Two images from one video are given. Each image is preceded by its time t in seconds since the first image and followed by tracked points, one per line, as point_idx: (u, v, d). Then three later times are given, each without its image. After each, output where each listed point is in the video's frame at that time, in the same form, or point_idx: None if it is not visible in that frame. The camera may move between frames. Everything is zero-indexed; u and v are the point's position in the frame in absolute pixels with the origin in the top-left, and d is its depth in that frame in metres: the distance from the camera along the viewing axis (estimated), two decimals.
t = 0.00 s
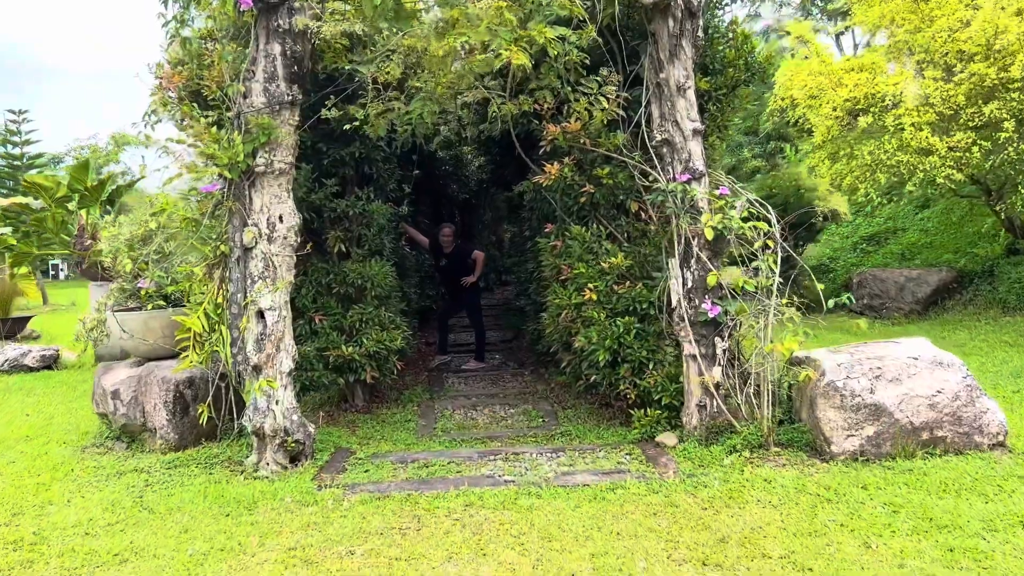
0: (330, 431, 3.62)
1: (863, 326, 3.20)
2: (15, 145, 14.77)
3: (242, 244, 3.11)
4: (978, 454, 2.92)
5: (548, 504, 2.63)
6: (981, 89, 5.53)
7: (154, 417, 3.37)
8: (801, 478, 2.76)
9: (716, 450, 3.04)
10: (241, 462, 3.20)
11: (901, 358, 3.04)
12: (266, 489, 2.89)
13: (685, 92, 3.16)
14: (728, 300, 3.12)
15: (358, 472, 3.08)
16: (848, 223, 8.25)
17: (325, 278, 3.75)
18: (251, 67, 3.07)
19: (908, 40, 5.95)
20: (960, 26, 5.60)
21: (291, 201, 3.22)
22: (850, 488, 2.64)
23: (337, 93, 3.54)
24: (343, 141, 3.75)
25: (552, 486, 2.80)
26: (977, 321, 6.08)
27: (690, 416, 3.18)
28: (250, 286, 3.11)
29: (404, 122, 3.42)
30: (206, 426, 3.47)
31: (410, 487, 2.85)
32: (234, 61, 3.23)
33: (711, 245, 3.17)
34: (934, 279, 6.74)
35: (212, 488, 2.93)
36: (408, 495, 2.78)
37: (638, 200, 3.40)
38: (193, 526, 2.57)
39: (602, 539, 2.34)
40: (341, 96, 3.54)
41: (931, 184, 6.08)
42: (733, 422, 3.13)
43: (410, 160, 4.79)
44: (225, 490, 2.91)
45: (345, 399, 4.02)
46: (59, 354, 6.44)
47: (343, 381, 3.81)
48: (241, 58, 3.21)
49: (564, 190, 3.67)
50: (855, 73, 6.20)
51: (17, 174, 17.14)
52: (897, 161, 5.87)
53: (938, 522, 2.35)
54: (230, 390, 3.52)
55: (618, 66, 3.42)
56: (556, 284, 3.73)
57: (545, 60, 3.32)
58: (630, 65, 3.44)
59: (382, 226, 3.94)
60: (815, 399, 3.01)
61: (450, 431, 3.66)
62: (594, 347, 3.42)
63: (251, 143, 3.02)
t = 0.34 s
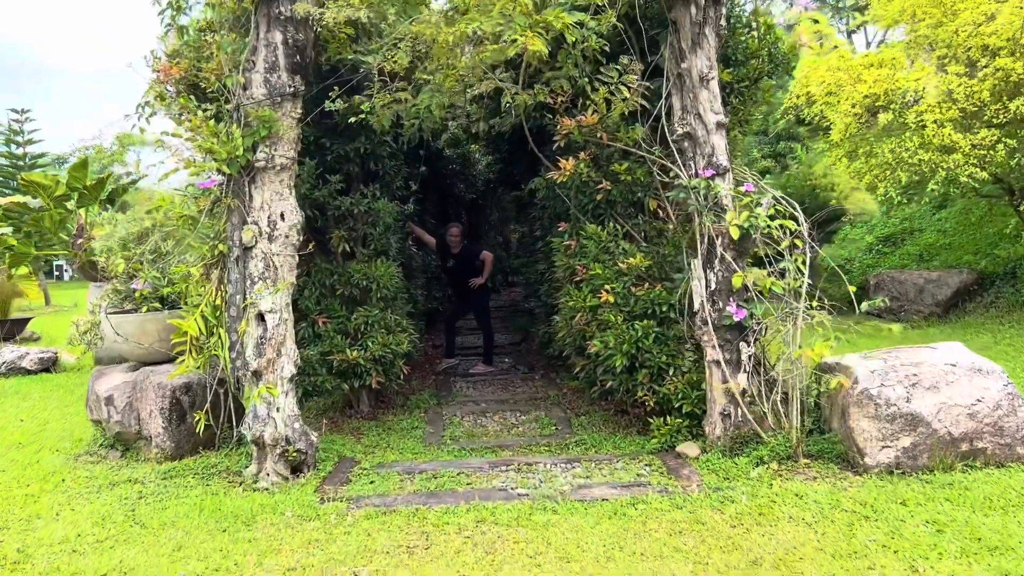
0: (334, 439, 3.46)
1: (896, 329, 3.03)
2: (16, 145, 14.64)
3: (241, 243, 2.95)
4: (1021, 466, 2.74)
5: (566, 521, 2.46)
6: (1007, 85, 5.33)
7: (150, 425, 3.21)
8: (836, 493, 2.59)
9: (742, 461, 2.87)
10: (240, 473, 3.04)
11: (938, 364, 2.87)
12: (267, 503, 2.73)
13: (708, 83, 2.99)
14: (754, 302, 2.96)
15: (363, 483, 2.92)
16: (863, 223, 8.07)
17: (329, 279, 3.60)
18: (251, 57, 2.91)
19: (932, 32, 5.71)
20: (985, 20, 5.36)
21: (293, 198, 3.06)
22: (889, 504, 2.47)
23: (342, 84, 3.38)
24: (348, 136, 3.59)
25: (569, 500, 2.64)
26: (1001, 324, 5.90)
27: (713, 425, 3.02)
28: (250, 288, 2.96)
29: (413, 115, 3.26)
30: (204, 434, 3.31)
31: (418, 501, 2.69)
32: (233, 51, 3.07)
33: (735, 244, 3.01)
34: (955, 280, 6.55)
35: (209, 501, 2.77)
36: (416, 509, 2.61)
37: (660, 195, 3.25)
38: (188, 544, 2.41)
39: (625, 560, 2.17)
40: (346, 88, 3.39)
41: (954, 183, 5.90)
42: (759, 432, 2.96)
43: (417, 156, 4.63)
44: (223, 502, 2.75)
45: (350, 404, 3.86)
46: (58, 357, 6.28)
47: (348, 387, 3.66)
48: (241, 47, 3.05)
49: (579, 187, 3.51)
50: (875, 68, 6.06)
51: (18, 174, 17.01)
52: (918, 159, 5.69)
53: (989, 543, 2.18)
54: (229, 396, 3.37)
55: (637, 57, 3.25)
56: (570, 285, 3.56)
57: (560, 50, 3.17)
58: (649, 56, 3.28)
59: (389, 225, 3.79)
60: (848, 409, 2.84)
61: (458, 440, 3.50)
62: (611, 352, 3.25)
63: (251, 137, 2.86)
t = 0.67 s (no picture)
0: (334, 452, 3.30)
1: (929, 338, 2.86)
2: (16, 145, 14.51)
3: (236, 247, 2.79)
4: None
5: (581, 545, 2.30)
6: None
7: (140, 438, 3.06)
8: (869, 515, 2.42)
9: (766, 479, 2.71)
10: (235, 489, 2.88)
11: (975, 376, 2.70)
12: (262, 523, 2.57)
13: (731, 78, 2.81)
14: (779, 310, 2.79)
15: (363, 501, 2.75)
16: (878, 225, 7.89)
17: (329, 284, 3.44)
18: (247, 50, 2.75)
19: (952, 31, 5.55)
20: (1009, 16, 5.17)
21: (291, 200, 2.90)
22: (929, 528, 2.30)
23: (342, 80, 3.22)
24: (349, 134, 3.43)
25: (583, 522, 2.47)
26: None
27: (735, 439, 2.85)
28: (246, 294, 2.80)
29: (417, 112, 3.10)
30: (198, 447, 3.15)
31: (422, 522, 2.53)
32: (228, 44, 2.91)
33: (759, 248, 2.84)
34: (974, 284, 6.37)
35: (201, 520, 2.61)
36: (420, 532, 2.45)
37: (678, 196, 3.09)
38: (176, 569, 2.25)
39: None
40: (347, 83, 3.22)
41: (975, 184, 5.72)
42: (784, 447, 2.79)
43: (422, 156, 4.46)
44: (215, 523, 2.59)
45: (351, 415, 3.70)
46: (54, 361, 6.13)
47: (349, 397, 3.50)
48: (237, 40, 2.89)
49: (591, 188, 3.35)
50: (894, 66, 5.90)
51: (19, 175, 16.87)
52: (938, 159, 5.51)
53: None
54: (224, 407, 3.21)
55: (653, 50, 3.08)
56: (582, 290, 3.40)
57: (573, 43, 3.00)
58: (667, 49, 3.11)
59: (392, 227, 3.63)
60: (880, 423, 2.67)
61: (465, 453, 3.33)
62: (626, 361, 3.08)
63: (246, 136, 2.70)
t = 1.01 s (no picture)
0: (327, 462, 3.13)
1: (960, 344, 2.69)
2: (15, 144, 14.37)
3: (223, 245, 2.62)
4: None
5: (590, 567, 2.12)
6: None
7: (123, 447, 2.89)
8: (900, 534, 2.24)
9: (787, 494, 2.53)
10: (221, 502, 2.71)
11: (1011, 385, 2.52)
12: (247, 540, 2.40)
13: (750, 66, 2.64)
14: (801, 313, 2.62)
15: (357, 516, 2.58)
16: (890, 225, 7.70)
17: (324, 284, 3.27)
18: (234, 36, 2.58)
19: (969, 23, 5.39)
20: None
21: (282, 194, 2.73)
22: (968, 550, 2.12)
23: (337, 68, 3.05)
24: (345, 127, 3.26)
25: (592, 540, 2.30)
26: None
27: (753, 451, 2.68)
28: (233, 295, 2.63)
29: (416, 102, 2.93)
30: (184, 457, 2.98)
31: (419, 540, 2.35)
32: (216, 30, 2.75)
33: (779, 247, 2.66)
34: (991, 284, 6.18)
35: (182, 537, 2.44)
36: (417, 551, 2.28)
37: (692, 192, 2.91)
38: None
39: None
40: (342, 72, 3.05)
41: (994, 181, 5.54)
42: (805, 459, 2.62)
43: (421, 151, 4.29)
44: (197, 539, 2.42)
45: (347, 422, 3.53)
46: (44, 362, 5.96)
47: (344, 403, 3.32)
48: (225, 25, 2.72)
49: (600, 183, 3.17)
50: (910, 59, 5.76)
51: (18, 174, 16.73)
52: (957, 156, 5.34)
53: None
54: (212, 415, 3.04)
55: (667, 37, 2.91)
56: (590, 291, 3.22)
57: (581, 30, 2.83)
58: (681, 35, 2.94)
59: (390, 225, 3.46)
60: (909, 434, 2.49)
61: (465, 462, 3.16)
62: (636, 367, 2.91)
63: (233, 126, 2.53)
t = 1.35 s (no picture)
0: (319, 477, 2.96)
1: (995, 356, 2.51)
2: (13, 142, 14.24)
3: (206, 248, 2.45)
4: None
5: None
6: None
7: (101, 462, 2.72)
8: (937, 564, 2.06)
9: (810, 516, 2.36)
10: (203, 522, 2.53)
11: None
12: (228, 565, 2.22)
13: (771, 56, 2.46)
14: (826, 323, 2.44)
15: (349, 539, 2.40)
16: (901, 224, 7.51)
17: (317, 288, 3.09)
18: (218, 23, 2.41)
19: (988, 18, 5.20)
20: None
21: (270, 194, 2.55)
22: None
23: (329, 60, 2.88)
24: (339, 122, 3.09)
25: (601, 568, 2.12)
26: None
27: (773, 469, 2.50)
28: (217, 301, 2.45)
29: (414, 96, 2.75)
30: (166, 473, 2.81)
31: (415, 568, 2.18)
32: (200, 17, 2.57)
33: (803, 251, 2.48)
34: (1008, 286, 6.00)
35: (159, 561, 2.26)
36: None
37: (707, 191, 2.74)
38: None
39: None
40: (336, 63, 2.87)
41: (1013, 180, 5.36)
42: (829, 479, 2.44)
43: (420, 148, 4.11)
44: (175, 564, 2.24)
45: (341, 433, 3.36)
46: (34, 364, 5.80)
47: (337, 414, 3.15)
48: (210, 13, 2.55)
49: (608, 182, 2.99)
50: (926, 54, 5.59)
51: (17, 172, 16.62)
52: (976, 154, 5.15)
53: None
54: (196, 428, 2.86)
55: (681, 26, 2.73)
56: (597, 297, 3.04)
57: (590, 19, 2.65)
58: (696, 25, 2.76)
59: (387, 225, 3.28)
60: (944, 452, 2.31)
61: (465, 478, 2.98)
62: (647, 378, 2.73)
63: (215, 120, 2.36)
